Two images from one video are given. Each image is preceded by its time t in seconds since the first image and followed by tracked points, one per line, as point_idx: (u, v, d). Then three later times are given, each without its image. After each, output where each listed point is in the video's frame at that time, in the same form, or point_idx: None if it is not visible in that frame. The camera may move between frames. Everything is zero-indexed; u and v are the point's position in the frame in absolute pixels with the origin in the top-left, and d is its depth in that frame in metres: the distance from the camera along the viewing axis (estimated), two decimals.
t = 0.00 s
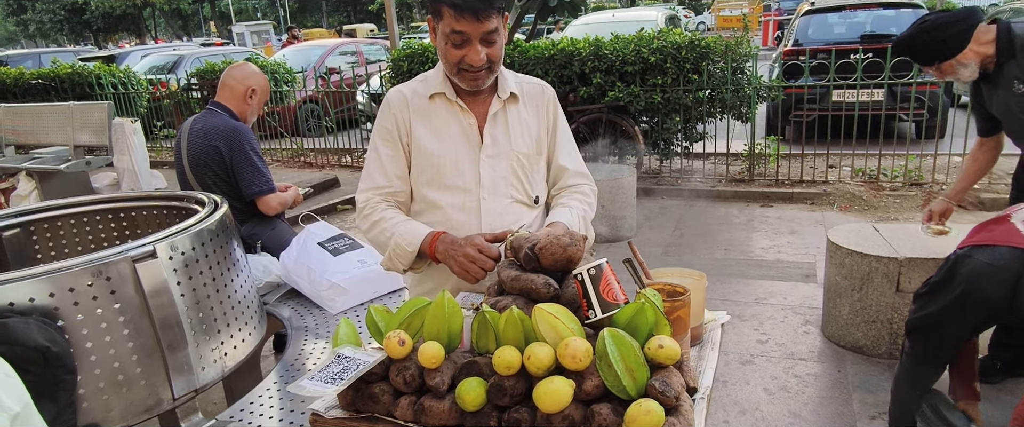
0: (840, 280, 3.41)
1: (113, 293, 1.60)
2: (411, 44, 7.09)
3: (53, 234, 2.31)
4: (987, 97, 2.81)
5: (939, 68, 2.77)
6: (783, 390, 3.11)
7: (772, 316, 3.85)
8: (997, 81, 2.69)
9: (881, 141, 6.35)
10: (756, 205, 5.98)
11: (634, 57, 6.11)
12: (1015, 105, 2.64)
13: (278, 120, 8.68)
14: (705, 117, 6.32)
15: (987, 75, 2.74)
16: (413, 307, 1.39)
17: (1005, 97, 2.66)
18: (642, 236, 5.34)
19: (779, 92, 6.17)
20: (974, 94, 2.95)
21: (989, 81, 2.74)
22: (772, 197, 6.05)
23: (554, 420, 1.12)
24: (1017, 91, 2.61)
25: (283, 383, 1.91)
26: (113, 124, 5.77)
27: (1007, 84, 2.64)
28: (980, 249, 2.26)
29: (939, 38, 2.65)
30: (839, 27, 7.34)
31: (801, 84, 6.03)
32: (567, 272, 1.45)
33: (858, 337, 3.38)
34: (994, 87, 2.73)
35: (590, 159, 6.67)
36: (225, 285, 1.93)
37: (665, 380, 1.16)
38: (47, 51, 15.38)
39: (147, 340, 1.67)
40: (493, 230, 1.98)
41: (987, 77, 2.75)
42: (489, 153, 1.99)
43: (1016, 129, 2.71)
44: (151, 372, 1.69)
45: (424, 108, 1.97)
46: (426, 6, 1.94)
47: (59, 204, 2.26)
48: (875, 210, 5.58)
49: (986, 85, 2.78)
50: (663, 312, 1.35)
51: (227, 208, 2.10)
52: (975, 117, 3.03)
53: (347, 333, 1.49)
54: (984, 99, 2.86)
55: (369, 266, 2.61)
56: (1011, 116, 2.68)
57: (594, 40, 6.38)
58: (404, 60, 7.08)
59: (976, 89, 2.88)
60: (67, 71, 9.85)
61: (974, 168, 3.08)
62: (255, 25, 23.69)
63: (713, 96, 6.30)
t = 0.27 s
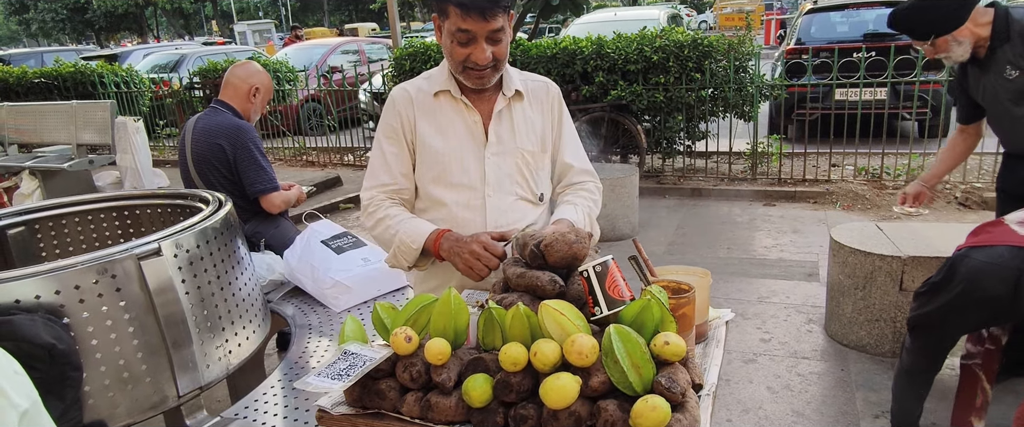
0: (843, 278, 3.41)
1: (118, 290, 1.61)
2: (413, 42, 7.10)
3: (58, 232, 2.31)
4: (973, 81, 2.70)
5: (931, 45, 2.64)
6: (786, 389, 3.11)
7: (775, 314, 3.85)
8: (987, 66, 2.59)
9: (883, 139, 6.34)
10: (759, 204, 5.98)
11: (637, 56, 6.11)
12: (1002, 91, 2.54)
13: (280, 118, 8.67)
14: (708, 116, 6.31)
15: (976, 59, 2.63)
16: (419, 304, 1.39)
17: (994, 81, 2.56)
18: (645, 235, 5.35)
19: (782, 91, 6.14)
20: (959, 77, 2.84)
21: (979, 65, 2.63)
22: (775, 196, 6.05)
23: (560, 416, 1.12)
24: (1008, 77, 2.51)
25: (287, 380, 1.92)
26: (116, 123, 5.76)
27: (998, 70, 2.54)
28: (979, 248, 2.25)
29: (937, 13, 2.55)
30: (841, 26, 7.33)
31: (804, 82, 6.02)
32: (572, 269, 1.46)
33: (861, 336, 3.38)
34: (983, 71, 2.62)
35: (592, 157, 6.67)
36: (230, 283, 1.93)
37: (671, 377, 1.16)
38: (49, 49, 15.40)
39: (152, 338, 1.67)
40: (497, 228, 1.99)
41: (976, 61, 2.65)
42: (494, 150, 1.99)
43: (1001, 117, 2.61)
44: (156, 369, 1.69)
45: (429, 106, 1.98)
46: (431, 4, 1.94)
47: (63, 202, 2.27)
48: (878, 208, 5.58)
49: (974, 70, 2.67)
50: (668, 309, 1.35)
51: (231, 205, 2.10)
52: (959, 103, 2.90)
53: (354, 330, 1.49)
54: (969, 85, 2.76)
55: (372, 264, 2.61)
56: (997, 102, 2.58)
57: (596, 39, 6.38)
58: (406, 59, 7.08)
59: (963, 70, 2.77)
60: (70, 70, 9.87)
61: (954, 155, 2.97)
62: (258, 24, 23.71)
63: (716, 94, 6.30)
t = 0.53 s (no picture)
0: (845, 277, 3.41)
1: (123, 289, 1.62)
2: (415, 42, 7.11)
3: (62, 231, 2.31)
4: (957, 73, 2.57)
5: (923, 20, 2.48)
6: (788, 388, 3.11)
7: (777, 314, 3.85)
8: (976, 57, 2.45)
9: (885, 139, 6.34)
10: (760, 203, 5.97)
11: (639, 56, 6.11)
12: (991, 81, 2.39)
13: (282, 117, 8.69)
14: (710, 115, 6.31)
15: (964, 49, 2.50)
16: (424, 302, 1.40)
17: (982, 72, 2.41)
18: (647, 234, 5.35)
19: (784, 91, 6.13)
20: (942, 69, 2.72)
21: (968, 54, 2.49)
22: (776, 195, 6.04)
23: (565, 414, 1.13)
24: (996, 70, 2.36)
25: (291, 378, 1.93)
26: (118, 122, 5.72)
27: (987, 61, 2.40)
28: (975, 251, 2.24)
29: None
30: (843, 26, 7.32)
31: (806, 82, 6.02)
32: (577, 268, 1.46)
33: (863, 335, 3.38)
34: (970, 63, 2.48)
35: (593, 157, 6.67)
36: (233, 281, 1.94)
37: (675, 375, 1.17)
38: (51, 48, 15.42)
39: (157, 336, 1.68)
40: (501, 227, 1.99)
41: (965, 50, 2.50)
42: (498, 149, 1.99)
43: (982, 110, 2.44)
44: (161, 367, 1.70)
45: (433, 105, 1.98)
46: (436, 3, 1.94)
47: (67, 201, 2.27)
48: (880, 208, 5.57)
49: (960, 59, 2.53)
50: (672, 307, 1.36)
51: (235, 205, 2.11)
52: (936, 94, 2.79)
53: (359, 328, 1.50)
54: (950, 76, 2.64)
55: (375, 263, 2.61)
56: (981, 95, 2.43)
57: (598, 38, 6.38)
58: (408, 58, 7.09)
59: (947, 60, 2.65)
60: (72, 69, 9.88)
61: (927, 145, 2.91)
62: (259, 23, 23.78)
63: (718, 94, 6.30)
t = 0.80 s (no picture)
0: (847, 277, 3.41)
1: (128, 287, 1.62)
2: (417, 41, 7.13)
3: (66, 229, 2.32)
4: (929, 60, 2.77)
5: None
6: (790, 387, 3.12)
7: (779, 313, 3.85)
8: (952, 46, 2.65)
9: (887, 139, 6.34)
10: (762, 203, 5.97)
11: (641, 55, 6.12)
12: (963, 70, 2.60)
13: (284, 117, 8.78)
14: (711, 115, 6.31)
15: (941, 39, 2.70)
16: (428, 299, 1.41)
17: (956, 60, 2.62)
18: (649, 234, 5.35)
19: (785, 90, 6.13)
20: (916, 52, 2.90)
21: (944, 44, 2.69)
22: (778, 195, 6.04)
23: (569, 412, 1.14)
24: (970, 61, 2.57)
25: (294, 376, 1.93)
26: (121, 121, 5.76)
27: (962, 51, 2.61)
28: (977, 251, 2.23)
29: None
30: (845, 26, 7.33)
31: (807, 82, 6.02)
32: (581, 266, 1.47)
33: (865, 334, 3.38)
34: (944, 52, 2.69)
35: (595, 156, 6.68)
36: (237, 280, 1.94)
37: (679, 372, 1.17)
38: (53, 47, 15.44)
39: (161, 335, 1.68)
40: (504, 226, 2.00)
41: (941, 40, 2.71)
42: (502, 149, 2.00)
43: (949, 98, 2.65)
44: (165, 365, 1.70)
45: (437, 104, 1.99)
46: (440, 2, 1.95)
47: (72, 200, 2.28)
48: (882, 208, 5.57)
49: (935, 47, 2.74)
50: (676, 305, 1.37)
51: (238, 203, 2.11)
52: (907, 82, 2.96)
53: (364, 326, 1.50)
54: (921, 64, 2.85)
55: (378, 262, 2.61)
56: (952, 85, 2.64)
57: (600, 38, 6.39)
58: (410, 58, 7.10)
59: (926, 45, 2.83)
60: (75, 68, 9.91)
61: (895, 132, 3.06)
62: (261, 22, 23.81)
63: (719, 93, 6.31)
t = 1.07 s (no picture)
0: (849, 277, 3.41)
1: (133, 285, 1.63)
2: (418, 41, 7.12)
3: (70, 228, 2.33)
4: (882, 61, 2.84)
5: None
6: (792, 387, 3.12)
7: (781, 313, 3.86)
8: (903, 48, 2.72)
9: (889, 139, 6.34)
10: (763, 203, 5.97)
11: (643, 55, 6.13)
12: (912, 74, 2.68)
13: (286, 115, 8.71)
14: (713, 115, 6.31)
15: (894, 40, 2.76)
16: (434, 298, 1.41)
17: (906, 64, 2.70)
18: (650, 233, 5.35)
19: (787, 90, 6.13)
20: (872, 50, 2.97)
21: (895, 45, 2.75)
22: (779, 195, 6.05)
23: (574, 409, 1.14)
24: (920, 64, 2.65)
25: (298, 375, 1.94)
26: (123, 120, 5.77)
27: (912, 55, 2.68)
28: (995, 242, 2.25)
29: None
30: (847, 26, 7.34)
31: (809, 81, 6.02)
32: (585, 265, 1.48)
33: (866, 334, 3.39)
34: (897, 53, 2.76)
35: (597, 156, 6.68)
36: (241, 278, 1.95)
37: (683, 371, 1.18)
38: (55, 46, 15.48)
39: (166, 333, 1.69)
40: (508, 226, 2.00)
41: (893, 41, 2.77)
42: (506, 149, 2.01)
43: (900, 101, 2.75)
44: (169, 363, 1.71)
45: (441, 104, 1.99)
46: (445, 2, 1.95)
47: (77, 199, 2.29)
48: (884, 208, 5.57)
49: (887, 48, 2.81)
50: (679, 304, 1.37)
51: (242, 202, 2.12)
52: (859, 83, 3.02)
53: (369, 324, 1.51)
54: (875, 63, 2.92)
55: (381, 261, 2.62)
56: (901, 87, 2.74)
57: (602, 37, 6.39)
58: (412, 57, 7.10)
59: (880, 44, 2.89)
60: (78, 67, 9.92)
61: (848, 133, 3.08)
62: (263, 22, 23.84)
63: (721, 93, 6.30)
